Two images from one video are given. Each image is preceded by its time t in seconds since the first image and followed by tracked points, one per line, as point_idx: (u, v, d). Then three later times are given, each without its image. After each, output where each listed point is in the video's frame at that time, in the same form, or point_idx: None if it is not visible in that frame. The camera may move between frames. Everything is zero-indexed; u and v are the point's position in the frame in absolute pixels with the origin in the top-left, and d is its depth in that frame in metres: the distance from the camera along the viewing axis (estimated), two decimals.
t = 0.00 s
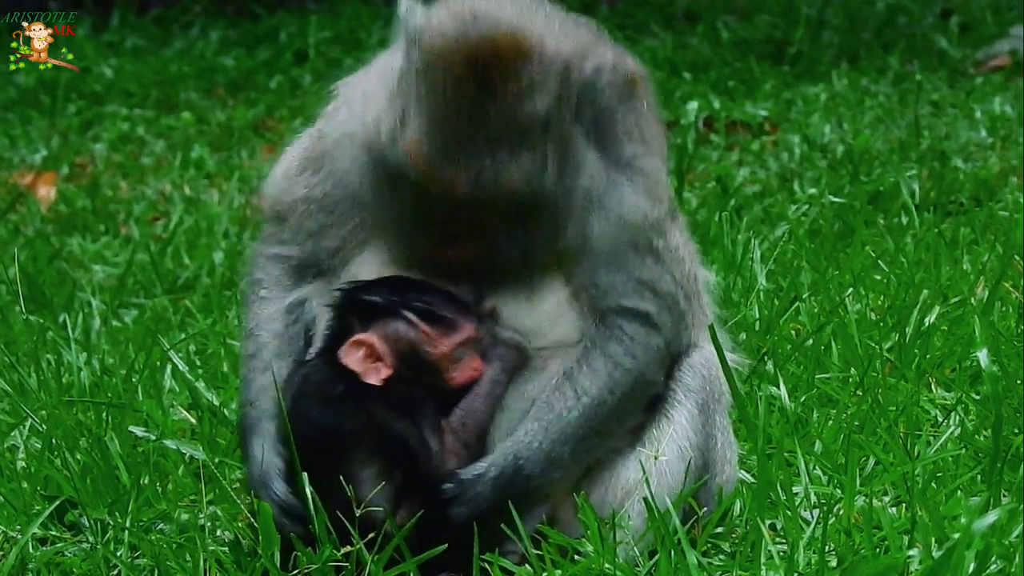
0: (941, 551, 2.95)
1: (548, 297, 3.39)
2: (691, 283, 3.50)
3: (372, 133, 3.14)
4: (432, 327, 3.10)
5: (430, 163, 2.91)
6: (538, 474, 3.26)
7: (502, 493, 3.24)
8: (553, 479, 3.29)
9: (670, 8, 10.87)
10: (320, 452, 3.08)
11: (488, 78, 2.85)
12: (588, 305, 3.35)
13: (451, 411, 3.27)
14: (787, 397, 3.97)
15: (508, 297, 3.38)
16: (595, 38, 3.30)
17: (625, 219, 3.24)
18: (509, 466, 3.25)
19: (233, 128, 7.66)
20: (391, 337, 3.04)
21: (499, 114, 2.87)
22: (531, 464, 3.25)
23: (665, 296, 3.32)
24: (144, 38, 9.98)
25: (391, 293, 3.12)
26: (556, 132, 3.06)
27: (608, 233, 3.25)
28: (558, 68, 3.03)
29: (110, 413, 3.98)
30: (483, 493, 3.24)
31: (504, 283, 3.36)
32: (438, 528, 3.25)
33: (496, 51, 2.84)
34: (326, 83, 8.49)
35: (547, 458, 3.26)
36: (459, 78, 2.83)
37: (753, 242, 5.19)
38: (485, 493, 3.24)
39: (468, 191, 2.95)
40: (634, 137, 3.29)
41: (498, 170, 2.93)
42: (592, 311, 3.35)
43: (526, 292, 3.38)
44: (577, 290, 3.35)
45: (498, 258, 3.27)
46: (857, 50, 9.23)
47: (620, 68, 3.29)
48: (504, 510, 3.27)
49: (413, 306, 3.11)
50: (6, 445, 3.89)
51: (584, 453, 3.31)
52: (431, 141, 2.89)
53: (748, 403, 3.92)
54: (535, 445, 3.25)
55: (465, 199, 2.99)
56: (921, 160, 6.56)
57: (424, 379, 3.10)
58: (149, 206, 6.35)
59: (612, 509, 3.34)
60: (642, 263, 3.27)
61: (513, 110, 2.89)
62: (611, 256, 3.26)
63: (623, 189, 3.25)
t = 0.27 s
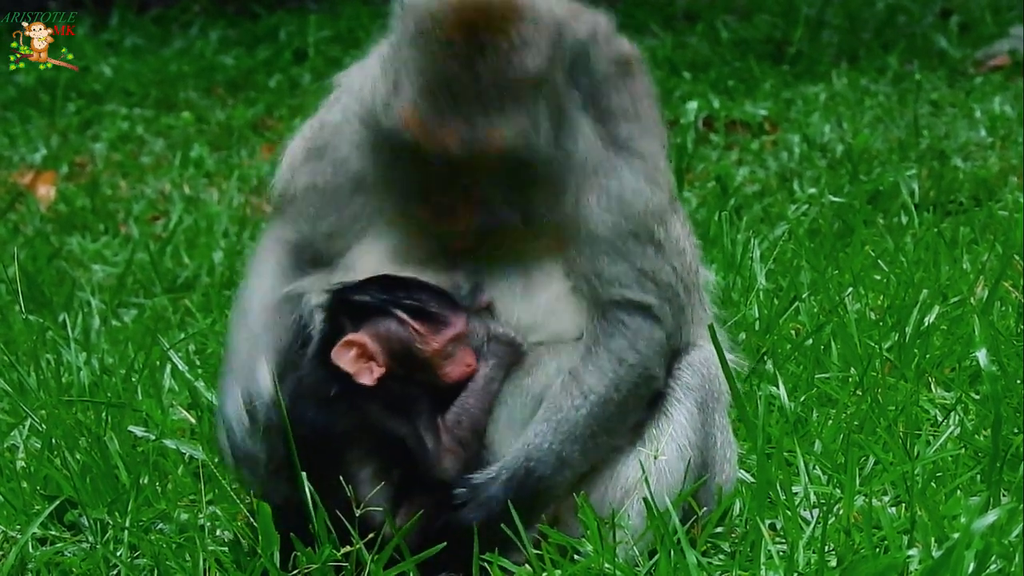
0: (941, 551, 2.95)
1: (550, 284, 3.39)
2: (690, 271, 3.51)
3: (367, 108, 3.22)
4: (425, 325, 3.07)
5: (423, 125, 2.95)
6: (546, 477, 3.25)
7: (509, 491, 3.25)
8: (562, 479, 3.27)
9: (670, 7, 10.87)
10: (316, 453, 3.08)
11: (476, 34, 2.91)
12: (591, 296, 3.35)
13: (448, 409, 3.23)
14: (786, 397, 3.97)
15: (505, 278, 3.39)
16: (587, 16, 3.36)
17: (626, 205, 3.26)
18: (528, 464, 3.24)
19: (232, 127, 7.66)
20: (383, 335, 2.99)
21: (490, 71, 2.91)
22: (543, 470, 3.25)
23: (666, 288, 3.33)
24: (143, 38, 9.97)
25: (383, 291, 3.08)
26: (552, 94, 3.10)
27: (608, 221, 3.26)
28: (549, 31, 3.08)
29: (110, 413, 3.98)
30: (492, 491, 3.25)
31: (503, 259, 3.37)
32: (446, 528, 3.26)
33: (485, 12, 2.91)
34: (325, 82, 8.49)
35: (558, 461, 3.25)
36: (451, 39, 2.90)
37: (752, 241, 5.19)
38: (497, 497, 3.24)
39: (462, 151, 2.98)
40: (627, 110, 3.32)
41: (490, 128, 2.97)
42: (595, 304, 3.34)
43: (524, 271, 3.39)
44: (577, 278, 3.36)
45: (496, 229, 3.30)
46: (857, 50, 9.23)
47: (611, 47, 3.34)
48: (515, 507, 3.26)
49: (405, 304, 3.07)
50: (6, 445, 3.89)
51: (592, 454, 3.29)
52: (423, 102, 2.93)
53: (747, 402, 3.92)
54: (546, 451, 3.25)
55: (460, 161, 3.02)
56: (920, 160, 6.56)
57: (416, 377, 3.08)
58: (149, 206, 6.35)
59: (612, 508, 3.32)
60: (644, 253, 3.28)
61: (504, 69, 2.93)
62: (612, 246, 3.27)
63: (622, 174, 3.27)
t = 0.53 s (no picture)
0: (941, 551, 2.95)
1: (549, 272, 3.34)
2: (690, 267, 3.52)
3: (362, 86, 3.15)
4: (414, 330, 2.99)
5: (414, 101, 2.84)
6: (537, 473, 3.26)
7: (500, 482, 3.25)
8: (553, 477, 3.29)
9: (670, 7, 10.87)
10: (312, 459, 3.06)
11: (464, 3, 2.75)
12: (584, 286, 3.33)
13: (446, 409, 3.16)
14: (786, 397, 3.97)
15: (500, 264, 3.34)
16: None
17: (624, 197, 3.29)
18: (513, 461, 3.25)
19: (233, 127, 7.66)
20: (372, 346, 2.94)
21: (478, 43, 2.79)
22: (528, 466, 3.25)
23: (662, 282, 3.35)
24: (143, 38, 9.98)
25: (369, 300, 3.00)
26: (543, 62, 2.99)
27: (604, 213, 3.28)
28: None
29: (110, 413, 3.98)
30: (482, 492, 3.24)
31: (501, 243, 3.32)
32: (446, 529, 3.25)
33: None
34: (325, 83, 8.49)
35: (548, 454, 3.26)
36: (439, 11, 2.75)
37: (752, 241, 5.19)
38: (485, 493, 3.24)
39: (455, 124, 2.87)
40: (620, 97, 3.38)
41: (481, 97, 2.85)
42: (588, 297, 3.33)
43: (519, 258, 3.34)
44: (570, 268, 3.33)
45: (496, 209, 3.22)
46: (857, 50, 9.23)
47: (604, 33, 3.37)
48: (505, 506, 3.26)
49: (393, 311, 2.99)
50: (6, 445, 3.89)
51: (586, 449, 3.31)
52: (413, 78, 2.82)
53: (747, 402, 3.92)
54: (536, 445, 3.25)
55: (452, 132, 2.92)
56: (920, 160, 6.56)
57: (410, 382, 3.03)
58: (149, 206, 6.35)
59: (611, 508, 3.33)
60: (639, 246, 3.30)
61: (491, 39, 2.81)
62: (606, 238, 3.29)
63: (619, 165, 3.30)
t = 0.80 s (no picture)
0: (940, 552, 2.95)
1: (543, 266, 3.34)
2: (682, 267, 3.53)
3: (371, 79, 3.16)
4: (401, 322, 2.99)
5: (431, 98, 2.84)
6: (521, 460, 3.24)
7: (484, 470, 3.22)
8: (535, 462, 3.26)
9: (670, 8, 10.87)
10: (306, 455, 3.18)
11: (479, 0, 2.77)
12: (577, 282, 3.33)
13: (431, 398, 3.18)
14: (786, 397, 3.98)
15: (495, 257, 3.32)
16: None
17: (623, 196, 3.29)
18: (493, 447, 3.22)
19: (232, 128, 7.66)
20: (360, 338, 2.98)
21: (496, 41, 2.80)
22: (513, 449, 3.23)
23: (657, 281, 3.34)
24: (143, 39, 9.98)
25: (356, 290, 3.02)
26: (559, 63, 2.98)
27: (602, 215, 3.29)
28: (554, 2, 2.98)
29: (110, 413, 3.98)
30: (465, 473, 3.22)
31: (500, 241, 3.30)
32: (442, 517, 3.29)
33: None
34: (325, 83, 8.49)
35: (533, 437, 3.24)
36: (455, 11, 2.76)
37: (752, 241, 5.19)
38: (467, 475, 3.22)
39: (472, 124, 2.87)
40: (624, 96, 3.36)
41: (499, 98, 2.86)
42: (581, 292, 3.33)
43: (516, 253, 3.32)
44: (567, 264, 3.33)
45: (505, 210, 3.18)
46: (856, 50, 9.23)
47: (612, 30, 3.34)
48: (487, 493, 3.24)
49: (381, 303, 2.99)
50: (6, 445, 3.89)
51: (573, 438, 3.30)
52: (430, 75, 2.83)
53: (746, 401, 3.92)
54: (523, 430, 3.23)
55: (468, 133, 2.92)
56: (920, 160, 6.56)
57: (401, 373, 3.06)
58: (149, 206, 6.35)
59: (610, 508, 3.32)
60: (632, 244, 3.31)
61: (507, 38, 2.81)
62: (601, 234, 3.30)
63: (617, 164, 3.29)
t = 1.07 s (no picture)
0: (940, 552, 2.95)
1: (546, 260, 3.34)
2: (687, 272, 3.54)
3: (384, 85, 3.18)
4: (385, 309, 3.03)
5: (451, 108, 2.89)
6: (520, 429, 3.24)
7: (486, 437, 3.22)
8: (534, 429, 3.26)
9: (670, 7, 10.87)
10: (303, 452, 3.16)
11: (499, 9, 2.78)
12: (581, 279, 3.35)
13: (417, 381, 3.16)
14: (786, 397, 3.98)
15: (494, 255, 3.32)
16: None
17: (631, 194, 3.29)
18: (490, 413, 3.22)
19: (232, 127, 7.66)
20: (342, 323, 3.02)
21: (517, 51, 2.81)
22: (515, 419, 3.23)
23: (661, 280, 3.36)
24: (143, 38, 9.98)
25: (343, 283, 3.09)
26: (575, 70, 3.01)
27: (611, 212, 3.29)
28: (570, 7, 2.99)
29: (110, 413, 3.98)
30: (461, 437, 3.20)
31: (503, 243, 3.31)
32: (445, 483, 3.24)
33: None
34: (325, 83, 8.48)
35: (530, 411, 3.24)
36: (472, 21, 2.79)
37: (751, 241, 5.19)
38: (466, 440, 3.20)
39: (492, 134, 2.91)
40: (635, 100, 3.37)
41: (518, 108, 2.89)
42: (585, 285, 3.35)
43: (519, 254, 3.32)
44: (573, 262, 3.33)
45: (518, 215, 3.23)
46: (856, 50, 9.23)
47: (621, 36, 3.36)
48: (484, 459, 3.23)
49: (364, 292, 3.04)
50: (5, 445, 3.89)
51: (570, 420, 3.31)
52: (449, 86, 2.87)
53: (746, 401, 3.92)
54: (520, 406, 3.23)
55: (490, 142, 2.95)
56: (920, 160, 6.56)
57: (386, 362, 3.09)
58: (148, 206, 6.35)
59: (609, 507, 3.31)
60: (639, 244, 3.32)
61: (528, 48, 2.83)
62: (607, 231, 3.30)
63: (628, 165, 3.29)
